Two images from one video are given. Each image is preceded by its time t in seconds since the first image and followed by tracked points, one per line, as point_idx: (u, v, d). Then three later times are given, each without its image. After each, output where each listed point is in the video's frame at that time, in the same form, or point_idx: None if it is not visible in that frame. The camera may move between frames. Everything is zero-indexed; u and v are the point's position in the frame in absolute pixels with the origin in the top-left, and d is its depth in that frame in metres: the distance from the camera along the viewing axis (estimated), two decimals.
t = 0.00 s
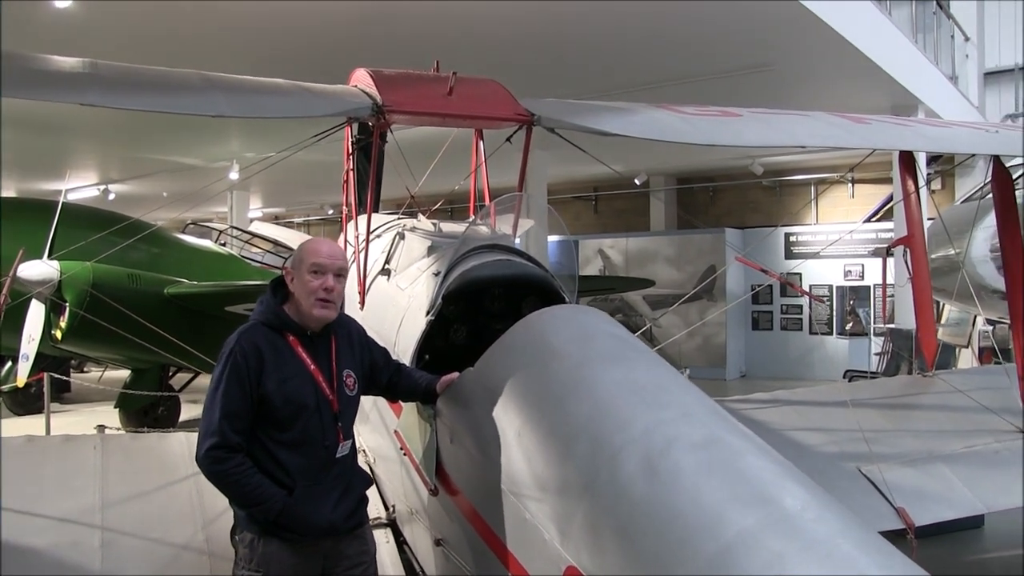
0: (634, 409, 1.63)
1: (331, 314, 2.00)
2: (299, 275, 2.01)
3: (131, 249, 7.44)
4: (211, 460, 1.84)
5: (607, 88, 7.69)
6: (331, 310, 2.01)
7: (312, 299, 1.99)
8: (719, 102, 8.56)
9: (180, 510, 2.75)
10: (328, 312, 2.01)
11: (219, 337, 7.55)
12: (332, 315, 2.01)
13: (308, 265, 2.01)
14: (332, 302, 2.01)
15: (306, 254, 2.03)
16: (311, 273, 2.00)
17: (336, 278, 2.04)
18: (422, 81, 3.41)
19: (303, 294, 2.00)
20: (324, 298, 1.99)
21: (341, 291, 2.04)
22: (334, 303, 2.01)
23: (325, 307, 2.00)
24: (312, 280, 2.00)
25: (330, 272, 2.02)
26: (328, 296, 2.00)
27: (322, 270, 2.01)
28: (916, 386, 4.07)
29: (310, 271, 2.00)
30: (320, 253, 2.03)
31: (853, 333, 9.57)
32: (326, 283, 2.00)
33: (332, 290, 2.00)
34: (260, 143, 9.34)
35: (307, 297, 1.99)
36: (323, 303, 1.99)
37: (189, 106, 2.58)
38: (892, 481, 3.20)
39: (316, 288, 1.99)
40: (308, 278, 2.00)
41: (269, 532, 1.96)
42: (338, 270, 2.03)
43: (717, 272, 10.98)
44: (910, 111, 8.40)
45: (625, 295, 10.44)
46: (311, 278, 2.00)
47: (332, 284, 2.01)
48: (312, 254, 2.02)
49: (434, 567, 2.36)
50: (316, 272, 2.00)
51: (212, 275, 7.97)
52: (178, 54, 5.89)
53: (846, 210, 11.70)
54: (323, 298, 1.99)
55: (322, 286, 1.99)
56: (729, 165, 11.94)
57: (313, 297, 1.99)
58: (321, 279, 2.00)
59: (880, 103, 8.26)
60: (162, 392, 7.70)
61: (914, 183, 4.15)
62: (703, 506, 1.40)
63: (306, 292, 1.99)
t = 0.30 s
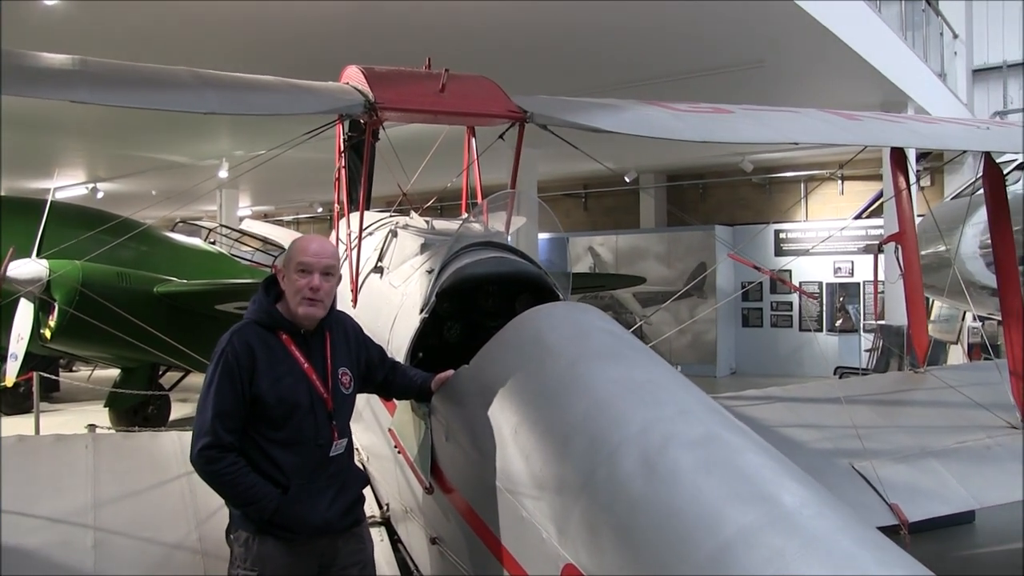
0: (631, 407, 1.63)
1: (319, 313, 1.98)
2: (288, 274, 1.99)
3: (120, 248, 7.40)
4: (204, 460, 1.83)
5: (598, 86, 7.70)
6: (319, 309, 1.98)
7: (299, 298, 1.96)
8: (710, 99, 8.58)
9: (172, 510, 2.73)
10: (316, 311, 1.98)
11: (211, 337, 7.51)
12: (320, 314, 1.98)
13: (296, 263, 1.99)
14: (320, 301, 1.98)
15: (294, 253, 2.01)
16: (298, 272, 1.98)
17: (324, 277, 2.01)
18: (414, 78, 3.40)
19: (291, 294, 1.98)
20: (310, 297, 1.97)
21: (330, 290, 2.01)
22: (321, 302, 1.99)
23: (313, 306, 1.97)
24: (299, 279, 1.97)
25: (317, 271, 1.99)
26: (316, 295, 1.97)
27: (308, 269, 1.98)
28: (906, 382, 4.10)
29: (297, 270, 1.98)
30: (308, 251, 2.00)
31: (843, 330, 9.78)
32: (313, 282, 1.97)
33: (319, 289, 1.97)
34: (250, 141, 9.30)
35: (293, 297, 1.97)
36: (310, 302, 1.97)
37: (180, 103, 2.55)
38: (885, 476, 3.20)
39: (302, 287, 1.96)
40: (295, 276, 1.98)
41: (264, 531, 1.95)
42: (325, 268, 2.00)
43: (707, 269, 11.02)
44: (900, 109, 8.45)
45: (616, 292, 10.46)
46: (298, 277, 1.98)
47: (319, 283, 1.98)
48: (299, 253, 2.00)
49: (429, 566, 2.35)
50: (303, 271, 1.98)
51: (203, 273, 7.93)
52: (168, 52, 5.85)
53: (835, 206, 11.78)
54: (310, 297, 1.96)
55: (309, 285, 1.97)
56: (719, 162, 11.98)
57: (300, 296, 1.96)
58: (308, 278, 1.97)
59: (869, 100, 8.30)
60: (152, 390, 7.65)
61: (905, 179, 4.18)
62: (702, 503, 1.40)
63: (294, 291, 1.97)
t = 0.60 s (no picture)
0: (626, 407, 1.63)
1: (313, 317, 1.97)
2: (284, 276, 1.99)
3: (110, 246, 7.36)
4: (195, 460, 1.83)
5: (590, 85, 7.71)
6: (313, 312, 1.98)
7: (293, 301, 1.96)
8: (700, 99, 8.60)
9: (164, 509, 2.72)
10: (310, 314, 1.97)
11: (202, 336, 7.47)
12: (314, 318, 1.98)
13: (292, 266, 1.98)
14: (314, 304, 1.98)
15: (291, 255, 2.00)
16: (293, 275, 1.97)
17: (320, 280, 1.99)
18: (407, 77, 3.39)
19: (285, 296, 1.97)
20: (304, 300, 1.96)
21: (325, 292, 2.00)
22: (316, 306, 1.98)
23: (307, 309, 1.97)
24: (294, 282, 1.97)
25: (312, 274, 1.98)
26: (310, 299, 1.97)
27: (303, 273, 1.97)
28: (896, 382, 4.13)
29: (292, 272, 1.97)
30: (304, 254, 1.98)
31: (834, 329, 9.77)
32: (307, 286, 1.96)
33: (313, 293, 1.97)
34: (241, 139, 9.26)
35: (288, 300, 1.96)
36: (304, 306, 1.96)
37: (172, 101, 2.54)
38: (876, 475, 3.22)
39: (297, 290, 1.96)
40: (290, 279, 1.97)
41: (253, 531, 1.94)
42: (320, 271, 1.99)
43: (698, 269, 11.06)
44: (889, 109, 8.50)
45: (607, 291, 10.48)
46: (293, 280, 1.97)
47: (314, 287, 1.97)
48: (295, 255, 1.98)
49: (422, 566, 2.35)
50: (298, 274, 1.97)
51: (193, 271, 7.89)
52: (158, 49, 5.82)
53: (825, 206, 11.85)
54: (304, 300, 1.96)
55: (303, 289, 1.96)
56: (710, 162, 12.02)
57: (294, 299, 1.96)
58: (302, 282, 1.96)
59: (859, 100, 8.34)
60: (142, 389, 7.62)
61: (894, 180, 4.21)
62: (696, 503, 1.41)
63: (288, 294, 1.97)
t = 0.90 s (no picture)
0: (618, 407, 1.64)
1: (307, 317, 1.97)
2: (276, 276, 1.98)
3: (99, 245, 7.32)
4: (187, 459, 1.83)
5: (581, 86, 7.72)
6: (307, 312, 1.98)
7: (287, 301, 1.96)
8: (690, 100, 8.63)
9: (155, 509, 2.71)
10: (304, 314, 1.98)
11: (191, 336, 7.43)
12: (307, 318, 1.98)
13: (284, 266, 1.98)
14: (307, 303, 1.98)
15: (283, 255, 2.00)
16: (286, 275, 1.97)
17: (313, 280, 2.00)
18: (398, 77, 3.39)
19: (278, 296, 1.97)
20: (298, 300, 1.96)
21: (318, 292, 2.00)
22: (309, 306, 1.98)
23: (301, 309, 1.97)
24: (287, 282, 1.97)
25: (305, 274, 1.98)
26: (304, 298, 1.97)
27: (296, 273, 1.97)
28: (885, 381, 4.16)
29: (285, 272, 1.97)
30: (296, 254, 1.99)
31: (822, 329, 9.73)
32: (300, 285, 1.96)
33: (307, 293, 1.97)
34: (230, 139, 9.22)
35: (281, 300, 1.96)
36: (298, 306, 1.97)
37: (164, 101, 2.53)
38: (864, 474, 3.24)
39: (290, 290, 1.96)
40: (283, 279, 1.97)
41: (244, 530, 1.95)
42: (313, 271, 1.99)
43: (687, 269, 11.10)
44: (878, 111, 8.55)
45: (597, 291, 10.50)
46: (286, 280, 1.97)
47: (307, 286, 1.98)
48: (288, 255, 1.99)
49: (414, 565, 2.36)
50: (291, 274, 1.97)
51: (182, 271, 7.85)
52: (148, 48, 5.79)
53: (813, 207, 11.93)
54: (298, 300, 1.96)
55: (296, 288, 1.96)
56: (699, 162, 12.06)
57: (288, 299, 1.96)
58: (296, 281, 1.97)
59: (848, 102, 8.40)
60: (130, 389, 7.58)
61: (883, 181, 4.24)
62: (688, 502, 1.42)
63: (281, 294, 1.96)
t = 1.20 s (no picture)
0: (608, 407, 1.65)
1: (299, 315, 1.98)
2: (267, 275, 1.98)
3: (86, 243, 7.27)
4: (176, 457, 1.82)
5: (571, 87, 7.74)
6: (299, 311, 1.98)
7: (279, 300, 1.96)
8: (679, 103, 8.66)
9: (142, 509, 2.70)
10: (296, 313, 1.98)
11: (179, 335, 7.40)
12: (300, 316, 1.98)
13: (276, 265, 1.98)
14: (300, 303, 1.98)
15: (274, 254, 2.00)
16: (278, 274, 1.97)
17: (304, 278, 2.00)
18: (389, 77, 3.40)
19: (270, 295, 1.97)
20: (291, 299, 1.97)
21: (309, 291, 2.01)
22: (301, 304, 1.98)
23: (293, 307, 1.97)
24: (279, 281, 1.97)
25: (297, 273, 1.98)
26: (296, 297, 1.97)
27: (288, 272, 1.98)
28: (871, 383, 4.20)
29: (277, 271, 1.97)
30: (287, 253, 1.99)
31: (808, 331, 9.84)
32: (292, 284, 1.97)
33: (299, 291, 1.97)
34: (218, 137, 9.18)
35: (274, 299, 1.96)
36: (290, 304, 1.97)
37: (154, 99, 2.52)
38: (850, 475, 3.27)
39: (282, 289, 1.96)
40: (275, 278, 1.97)
41: (233, 529, 1.94)
42: (305, 270, 2.00)
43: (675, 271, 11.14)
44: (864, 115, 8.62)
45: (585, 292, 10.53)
46: (278, 279, 1.97)
47: (299, 285, 1.98)
48: (279, 254, 1.99)
49: (403, 564, 2.36)
50: (283, 273, 1.97)
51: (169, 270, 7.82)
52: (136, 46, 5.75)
53: (801, 209, 12.02)
54: (290, 299, 1.96)
55: (288, 287, 1.96)
56: (688, 165, 12.12)
57: (280, 298, 1.96)
58: (288, 280, 1.97)
59: (835, 106, 8.46)
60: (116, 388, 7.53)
61: (869, 185, 4.29)
62: (677, 502, 1.43)
63: (273, 293, 1.96)
